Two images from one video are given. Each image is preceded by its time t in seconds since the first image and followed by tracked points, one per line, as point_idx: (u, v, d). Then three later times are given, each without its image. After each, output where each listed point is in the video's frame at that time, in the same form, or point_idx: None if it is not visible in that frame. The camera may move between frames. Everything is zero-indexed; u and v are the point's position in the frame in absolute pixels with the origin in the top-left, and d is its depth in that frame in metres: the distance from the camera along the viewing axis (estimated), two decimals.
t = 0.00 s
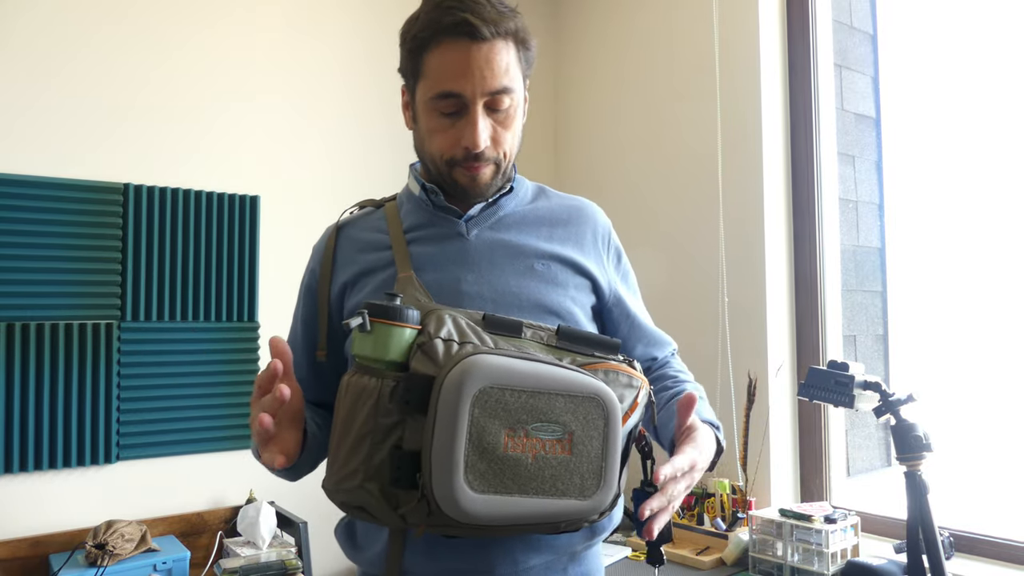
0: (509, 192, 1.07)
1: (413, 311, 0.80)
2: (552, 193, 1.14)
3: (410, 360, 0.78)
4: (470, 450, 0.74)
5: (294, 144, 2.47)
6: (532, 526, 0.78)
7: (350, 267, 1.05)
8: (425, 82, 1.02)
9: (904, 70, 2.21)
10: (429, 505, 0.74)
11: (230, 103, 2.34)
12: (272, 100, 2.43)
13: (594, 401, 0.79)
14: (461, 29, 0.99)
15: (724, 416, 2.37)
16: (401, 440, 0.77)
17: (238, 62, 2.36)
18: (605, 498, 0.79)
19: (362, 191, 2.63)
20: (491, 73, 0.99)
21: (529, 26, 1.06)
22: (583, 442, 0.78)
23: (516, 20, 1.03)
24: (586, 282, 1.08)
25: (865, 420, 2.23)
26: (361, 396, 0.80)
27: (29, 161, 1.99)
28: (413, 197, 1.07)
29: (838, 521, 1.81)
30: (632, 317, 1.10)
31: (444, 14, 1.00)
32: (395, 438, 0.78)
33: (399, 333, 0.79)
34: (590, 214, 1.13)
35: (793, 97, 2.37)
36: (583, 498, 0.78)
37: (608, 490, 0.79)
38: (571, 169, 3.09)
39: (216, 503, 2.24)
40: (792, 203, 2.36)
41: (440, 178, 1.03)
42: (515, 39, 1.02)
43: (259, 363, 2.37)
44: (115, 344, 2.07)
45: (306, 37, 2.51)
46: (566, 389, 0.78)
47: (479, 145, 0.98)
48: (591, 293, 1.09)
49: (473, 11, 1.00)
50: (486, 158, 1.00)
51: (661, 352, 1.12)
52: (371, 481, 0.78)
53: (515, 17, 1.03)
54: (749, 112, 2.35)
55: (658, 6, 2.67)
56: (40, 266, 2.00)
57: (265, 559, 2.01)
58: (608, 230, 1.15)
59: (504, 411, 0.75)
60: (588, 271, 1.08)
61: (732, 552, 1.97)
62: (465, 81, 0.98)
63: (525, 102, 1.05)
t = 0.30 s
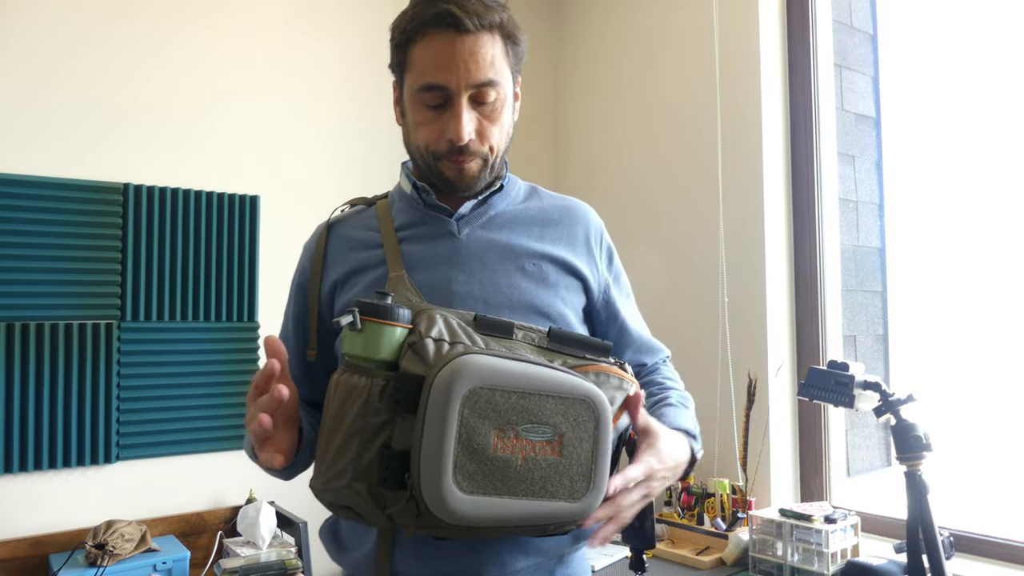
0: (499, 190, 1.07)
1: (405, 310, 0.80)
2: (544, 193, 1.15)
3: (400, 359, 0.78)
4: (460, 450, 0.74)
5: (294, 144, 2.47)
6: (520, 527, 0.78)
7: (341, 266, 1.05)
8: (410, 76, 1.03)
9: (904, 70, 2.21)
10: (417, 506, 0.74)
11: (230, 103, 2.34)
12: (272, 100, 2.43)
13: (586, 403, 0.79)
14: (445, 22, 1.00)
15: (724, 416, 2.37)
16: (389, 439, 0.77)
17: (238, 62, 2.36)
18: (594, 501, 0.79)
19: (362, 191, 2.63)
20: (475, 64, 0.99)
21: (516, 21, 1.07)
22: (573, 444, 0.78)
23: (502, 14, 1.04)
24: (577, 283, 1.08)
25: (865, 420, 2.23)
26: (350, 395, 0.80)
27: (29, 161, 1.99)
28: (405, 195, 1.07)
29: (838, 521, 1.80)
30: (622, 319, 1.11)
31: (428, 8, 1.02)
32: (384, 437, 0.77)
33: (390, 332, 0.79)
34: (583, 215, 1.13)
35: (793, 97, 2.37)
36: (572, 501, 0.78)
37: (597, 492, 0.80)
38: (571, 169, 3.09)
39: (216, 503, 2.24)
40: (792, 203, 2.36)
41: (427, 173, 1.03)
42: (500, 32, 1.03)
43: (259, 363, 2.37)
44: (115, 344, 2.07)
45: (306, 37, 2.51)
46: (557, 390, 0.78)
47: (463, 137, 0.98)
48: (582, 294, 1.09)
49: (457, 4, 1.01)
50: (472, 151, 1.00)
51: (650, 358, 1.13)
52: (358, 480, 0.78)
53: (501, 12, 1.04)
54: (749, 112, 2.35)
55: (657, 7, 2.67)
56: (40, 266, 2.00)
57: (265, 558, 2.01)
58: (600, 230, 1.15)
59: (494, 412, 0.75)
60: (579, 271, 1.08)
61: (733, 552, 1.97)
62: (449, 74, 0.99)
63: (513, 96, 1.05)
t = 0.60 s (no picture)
0: (491, 189, 1.08)
1: (344, 326, 0.76)
2: (534, 187, 1.15)
3: (347, 376, 0.74)
4: (413, 451, 0.71)
5: (293, 144, 2.47)
6: (498, 518, 0.76)
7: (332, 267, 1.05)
8: (400, 67, 1.03)
9: (904, 70, 2.21)
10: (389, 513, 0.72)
11: (230, 103, 2.33)
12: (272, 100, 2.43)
13: (536, 377, 0.77)
14: (434, 12, 1.01)
15: (724, 416, 2.38)
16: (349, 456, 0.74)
17: (238, 62, 2.36)
18: (564, 475, 0.76)
19: (361, 190, 2.63)
20: (464, 55, 0.99)
21: (508, 15, 1.07)
22: (530, 422, 0.76)
23: (493, 6, 1.04)
24: (571, 279, 1.08)
25: (865, 420, 2.24)
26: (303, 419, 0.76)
27: (29, 161, 1.99)
28: (394, 194, 1.08)
29: (838, 521, 1.80)
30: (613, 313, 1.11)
31: None
32: (345, 456, 0.74)
33: (331, 350, 0.75)
34: (574, 208, 1.14)
35: (793, 96, 2.37)
36: (539, 477, 0.75)
37: (565, 465, 0.76)
38: (571, 168, 3.09)
39: (216, 503, 2.23)
40: (792, 203, 2.36)
41: (416, 167, 1.02)
42: (491, 24, 1.03)
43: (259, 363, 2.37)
44: (115, 344, 2.07)
45: (306, 37, 2.51)
46: (499, 371, 0.75)
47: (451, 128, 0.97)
48: (575, 290, 1.09)
49: None
50: (460, 143, 0.99)
51: (640, 346, 1.12)
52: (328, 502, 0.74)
53: (492, 3, 1.04)
54: (749, 112, 2.35)
55: (657, 7, 2.67)
56: (40, 266, 2.00)
57: (265, 558, 2.01)
58: (591, 223, 1.15)
59: (438, 403, 0.72)
60: (573, 266, 1.08)
61: (732, 552, 1.97)
62: (437, 64, 0.99)
63: (504, 90, 1.05)
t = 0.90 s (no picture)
0: (481, 186, 1.08)
1: (355, 323, 0.77)
2: (527, 185, 1.15)
3: (353, 372, 0.76)
4: (416, 458, 0.71)
5: (294, 145, 2.47)
6: (495, 526, 0.75)
7: (327, 270, 1.05)
8: (385, 65, 1.03)
9: (904, 70, 2.21)
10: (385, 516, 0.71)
11: (230, 104, 2.34)
12: (272, 101, 2.43)
13: (543, 391, 0.76)
14: (416, 10, 1.01)
15: (724, 416, 2.37)
16: (349, 454, 0.73)
17: (238, 62, 2.36)
18: (566, 491, 0.76)
19: (361, 191, 2.63)
20: (446, 53, 0.99)
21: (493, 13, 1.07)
22: (535, 435, 0.76)
23: (477, 5, 1.04)
24: (567, 276, 1.08)
25: (865, 420, 2.23)
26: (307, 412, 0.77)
27: (29, 161, 1.99)
28: (388, 195, 1.08)
29: (838, 521, 1.80)
30: (612, 309, 1.11)
31: None
32: (345, 453, 0.73)
33: (340, 347, 0.76)
34: (567, 204, 1.14)
35: (793, 96, 2.37)
36: (541, 492, 0.75)
37: (567, 482, 0.76)
38: (570, 168, 3.09)
39: (216, 503, 2.23)
40: (792, 203, 2.36)
41: (401, 164, 1.02)
42: (474, 23, 1.03)
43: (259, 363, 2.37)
44: (115, 344, 2.08)
45: (306, 36, 2.51)
46: (510, 383, 0.75)
47: (432, 124, 0.97)
48: (572, 287, 1.09)
49: None
50: (442, 140, 0.98)
51: (641, 346, 1.12)
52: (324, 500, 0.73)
53: (476, 2, 1.04)
54: (750, 112, 2.35)
55: (657, 7, 2.67)
56: (40, 266, 2.00)
57: (265, 558, 2.01)
58: (586, 219, 1.15)
59: (446, 412, 0.72)
60: (568, 262, 1.08)
61: (732, 552, 1.96)
62: (419, 61, 0.99)
63: (489, 88, 1.04)
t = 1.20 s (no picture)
0: (484, 184, 1.08)
1: (363, 313, 0.78)
2: (530, 184, 1.15)
3: (362, 362, 0.76)
4: (421, 447, 0.71)
5: (294, 144, 2.47)
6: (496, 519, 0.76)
7: (330, 265, 1.04)
8: (386, 68, 1.03)
9: (904, 70, 2.21)
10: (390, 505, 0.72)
11: (229, 103, 2.33)
12: (272, 100, 2.43)
13: (550, 386, 0.76)
14: (415, 11, 1.01)
15: (724, 416, 2.37)
16: (357, 442, 0.74)
17: (238, 62, 2.36)
18: (570, 486, 0.76)
19: (361, 190, 2.62)
20: (446, 52, 0.99)
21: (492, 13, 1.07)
22: (541, 430, 0.75)
23: (476, 4, 1.04)
24: (569, 274, 1.08)
25: (865, 420, 2.23)
26: (314, 401, 0.76)
27: (29, 161, 1.99)
28: (393, 192, 1.07)
29: (838, 521, 1.81)
30: (614, 309, 1.11)
31: None
32: (351, 442, 0.74)
33: (349, 336, 0.77)
34: (570, 203, 1.14)
35: (793, 97, 2.37)
36: (545, 487, 0.75)
37: (572, 477, 0.76)
38: (570, 169, 3.09)
39: (216, 503, 2.23)
40: (792, 203, 2.36)
41: (405, 165, 1.02)
42: (472, 21, 1.03)
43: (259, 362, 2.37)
44: (115, 344, 2.08)
45: (306, 36, 2.51)
46: (517, 377, 0.74)
47: (435, 124, 0.97)
48: (574, 285, 1.09)
49: None
50: (446, 140, 0.99)
51: (644, 348, 1.11)
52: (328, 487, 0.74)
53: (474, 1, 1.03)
54: (750, 112, 2.35)
55: (658, 7, 2.67)
56: (40, 266, 2.00)
57: (265, 558, 2.01)
58: (590, 218, 1.15)
59: (453, 404, 0.72)
60: (571, 260, 1.08)
61: (732, 552, 1.97)
62: (420, 61, 0.99)
63: (490, 87, 1.04)
